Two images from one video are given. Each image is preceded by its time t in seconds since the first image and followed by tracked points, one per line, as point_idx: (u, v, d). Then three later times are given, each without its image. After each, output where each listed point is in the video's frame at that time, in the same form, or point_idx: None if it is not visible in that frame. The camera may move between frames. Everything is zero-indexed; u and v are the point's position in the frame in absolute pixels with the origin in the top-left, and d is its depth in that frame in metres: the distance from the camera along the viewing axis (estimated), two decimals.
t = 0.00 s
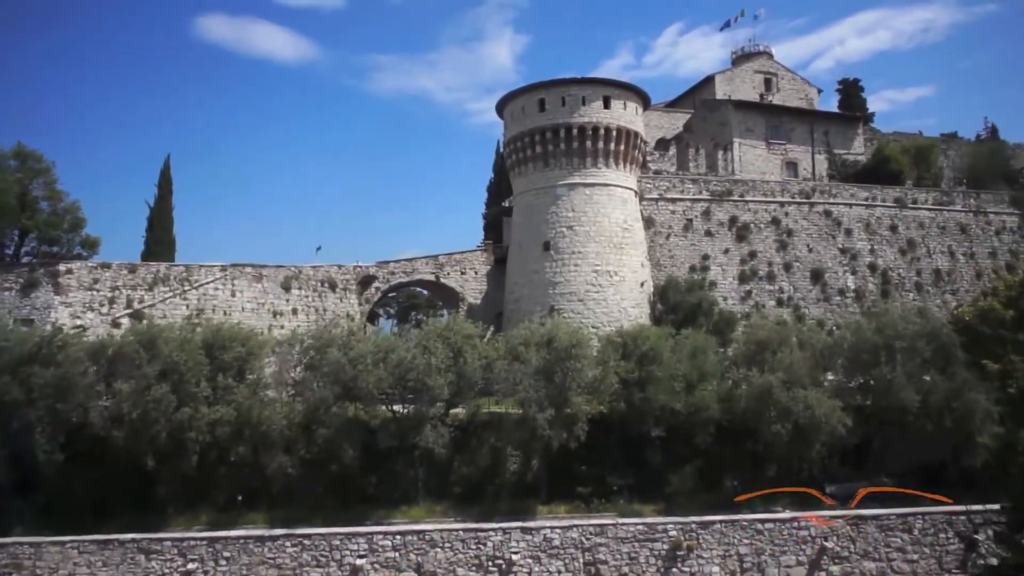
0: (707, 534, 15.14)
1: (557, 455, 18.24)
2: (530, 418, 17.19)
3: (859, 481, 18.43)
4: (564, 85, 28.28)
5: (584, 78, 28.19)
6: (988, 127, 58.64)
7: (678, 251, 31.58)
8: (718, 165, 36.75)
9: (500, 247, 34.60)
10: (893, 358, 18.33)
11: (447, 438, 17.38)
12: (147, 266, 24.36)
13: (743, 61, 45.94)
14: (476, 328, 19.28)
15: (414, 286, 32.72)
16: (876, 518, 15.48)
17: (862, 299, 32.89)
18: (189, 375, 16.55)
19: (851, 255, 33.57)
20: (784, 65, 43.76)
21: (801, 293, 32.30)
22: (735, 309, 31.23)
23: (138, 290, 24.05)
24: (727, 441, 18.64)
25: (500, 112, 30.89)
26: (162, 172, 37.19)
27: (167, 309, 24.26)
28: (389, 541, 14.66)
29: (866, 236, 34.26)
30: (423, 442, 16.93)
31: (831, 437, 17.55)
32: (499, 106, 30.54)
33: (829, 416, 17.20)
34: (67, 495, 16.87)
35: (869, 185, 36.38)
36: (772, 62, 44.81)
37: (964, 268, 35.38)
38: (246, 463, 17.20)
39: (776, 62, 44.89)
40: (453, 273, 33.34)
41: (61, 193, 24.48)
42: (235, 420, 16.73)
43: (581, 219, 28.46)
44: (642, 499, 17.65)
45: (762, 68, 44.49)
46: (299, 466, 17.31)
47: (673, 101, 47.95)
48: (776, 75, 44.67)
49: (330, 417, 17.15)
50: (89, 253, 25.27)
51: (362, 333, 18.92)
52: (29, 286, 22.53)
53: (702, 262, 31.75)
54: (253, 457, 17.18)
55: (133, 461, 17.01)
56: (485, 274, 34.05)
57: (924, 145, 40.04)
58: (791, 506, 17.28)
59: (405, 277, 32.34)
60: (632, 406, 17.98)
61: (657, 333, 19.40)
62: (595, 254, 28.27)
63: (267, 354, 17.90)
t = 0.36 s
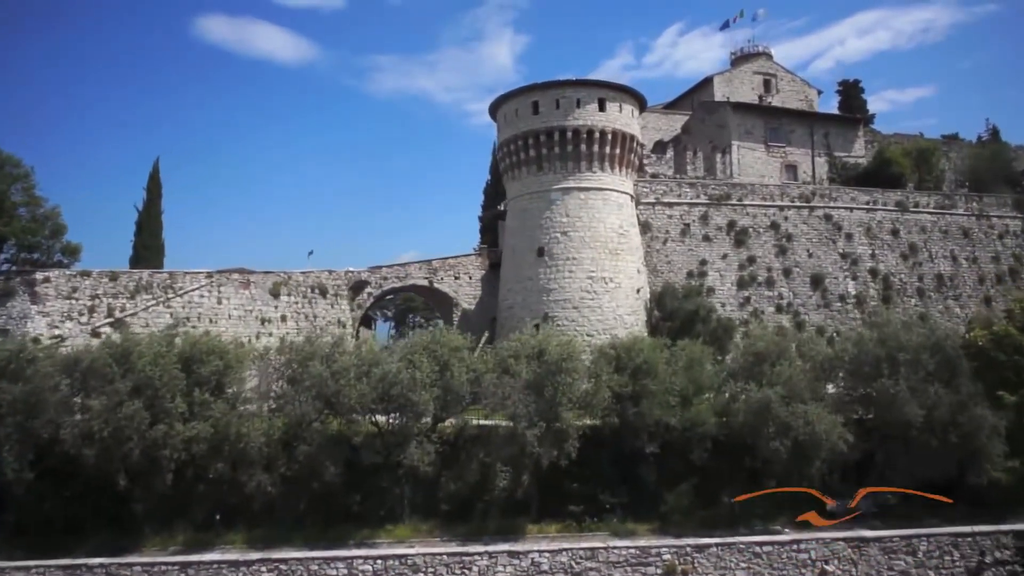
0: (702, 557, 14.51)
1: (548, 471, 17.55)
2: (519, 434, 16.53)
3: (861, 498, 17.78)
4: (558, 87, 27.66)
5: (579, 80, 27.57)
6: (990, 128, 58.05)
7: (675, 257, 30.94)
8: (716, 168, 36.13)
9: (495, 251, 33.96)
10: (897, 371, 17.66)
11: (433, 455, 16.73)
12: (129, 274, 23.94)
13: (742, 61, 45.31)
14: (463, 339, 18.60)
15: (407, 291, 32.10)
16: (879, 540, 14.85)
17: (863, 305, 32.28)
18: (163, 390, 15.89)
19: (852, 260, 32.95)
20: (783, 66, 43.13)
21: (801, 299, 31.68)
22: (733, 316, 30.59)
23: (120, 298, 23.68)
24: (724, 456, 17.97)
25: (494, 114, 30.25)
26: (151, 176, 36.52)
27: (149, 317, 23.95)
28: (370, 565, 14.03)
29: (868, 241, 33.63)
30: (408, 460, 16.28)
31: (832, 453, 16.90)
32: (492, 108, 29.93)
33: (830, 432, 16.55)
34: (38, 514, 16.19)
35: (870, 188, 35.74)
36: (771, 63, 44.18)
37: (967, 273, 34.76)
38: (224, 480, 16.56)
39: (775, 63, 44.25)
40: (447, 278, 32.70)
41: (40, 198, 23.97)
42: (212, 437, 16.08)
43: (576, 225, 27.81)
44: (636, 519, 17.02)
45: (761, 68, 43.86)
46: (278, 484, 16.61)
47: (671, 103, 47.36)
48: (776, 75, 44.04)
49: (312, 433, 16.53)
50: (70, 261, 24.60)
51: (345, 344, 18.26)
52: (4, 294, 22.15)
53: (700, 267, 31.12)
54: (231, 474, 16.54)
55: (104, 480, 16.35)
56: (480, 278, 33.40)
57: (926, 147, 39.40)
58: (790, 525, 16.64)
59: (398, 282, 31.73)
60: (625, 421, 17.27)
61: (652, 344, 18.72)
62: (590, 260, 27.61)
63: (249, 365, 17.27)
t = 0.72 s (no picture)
0: None
1: (538, 489, 16.76)
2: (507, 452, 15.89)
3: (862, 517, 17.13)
4: (551, 89, 27.02)
5: (573, 82, 26.92)
6: (990, 129, 57.48)
7: (672, 263, 30.29)
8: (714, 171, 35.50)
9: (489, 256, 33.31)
10: (899, 387, 17.01)
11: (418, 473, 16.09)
12: (108, 282, 23.60)
13: (741, 63, 44.68)
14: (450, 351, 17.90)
15: (399, 296, 31.47)
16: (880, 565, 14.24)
17: (863, 311, 31.67)
18: (135, 408, 15.25)
19: (852, 265, 32.32)
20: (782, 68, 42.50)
21: (800, 306, 31.05)
22: (731, 323, 29.97)
23: (101, 308, 23.35)
24: (721, 474, 17.29)
25: (486, 118, 29.62)
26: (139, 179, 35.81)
27: (130, 327, 23.67)
28: None
29: (868, 245, 32.99)
30: (391, 480, 15.65)
31: (832, 472, 16.27)
32: (484, 111, 29.33)
33: (830, 451, 15.92)
34: (5, 537, 15.51)
35: (871, 192, 35.09)
36: (770, 64, 43.55)
37: (969, 278, 34.12)
38: (200, 500, 15.91)
39: (774, 65, 43.62)
40: (440, 283, 32.06)
41: (17, 204, 23.49)
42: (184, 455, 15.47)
43: (569, 230, 27.15)
44: (628, 540, 16.47)
45: (760, 70, 43.24)
46: (257, 504, 15.96)
47: (669, 105, 46.73)
48: (774, 77, 43.42)
49: (292, 452, 15.91)
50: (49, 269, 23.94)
51: (328, 357, 17.60)
52: None
53: (697, 274, 30.45)
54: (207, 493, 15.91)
55: (74, 500, 15.69)
56: (473, 284, 32.74)
57: (927, 151, 38.76)
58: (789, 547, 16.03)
59: (391, 287, 31.11)
60: (617, 438, 16.61)
61: (646, 357, 18.04)
62: (584, 267, 26.95)
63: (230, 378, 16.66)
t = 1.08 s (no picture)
0: None
1: (526, 510, 16.08)
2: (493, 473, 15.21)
3: (864, 539, 16.47)
4: (544, 92, 26.35)
5: (566, 84, 26.25)
6: (992, 131, 56.84)
7: (668, 269, 29.61)
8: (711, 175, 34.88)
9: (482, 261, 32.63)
10: (902, 404, 16.35)
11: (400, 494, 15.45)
12: (84, 291, 23.99)
13: (740, 64, 44.03)
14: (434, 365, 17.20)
15: (391, 302, 30.81)
16: None
17: (864, 318, 31.03)
18: (102, 428, 14.61)
19: (852, 271, 31.67)
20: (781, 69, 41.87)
21: (799, 313, 30.40)
22: (728, 331, 29.33)
23: (78, 317, 23.80)
24: (717, 493, 16.63)
25: (478, 121, 28.96)
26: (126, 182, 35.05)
27: (109, 335, 24.12)
28: None
29: (869, 250, 32.33)
30: (371, 502, 14.98)
31: (832, 493, 15.62)
32: (476, 114, 28.66)
33: (830, 472, 15.26)
34: None
35: (872, 196, 34.41)
36: (769, 65, 42.89)
37: (971, 284, 33.45)
38: (172, 522, 15.23)
39: (773, 66, 42.96)
40: (432, 289, 31.39)
41: None
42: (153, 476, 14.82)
43: (562, 237, 26.46)
44: (620, 563, 15.82)
45: (758, 71, 42.60)
46: (232, 527, 15.30)
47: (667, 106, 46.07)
48: (773, 79, 42.79)
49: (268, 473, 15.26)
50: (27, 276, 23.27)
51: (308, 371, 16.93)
52: None
53: (694, 280, 29.77)
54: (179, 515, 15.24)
55: (39, 523, 15.01)
56: (467, 289, 32.06)
57: (929, 154, 38.09)
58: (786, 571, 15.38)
59: (382, 293, 30.44)
60: (608, 457, 15.94)
61: (639, 371, 17.35)
62: (578, 274, 26.27)
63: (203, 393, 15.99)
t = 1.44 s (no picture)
0: None
1: (511, 533, 15.38)
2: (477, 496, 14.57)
3: (865, 562, 15.80)
4: (536, 94, 25.68)
5: (559, 87, 25.59)
6: (993, 132, 56.16)
7: (664, 276, 28.92)
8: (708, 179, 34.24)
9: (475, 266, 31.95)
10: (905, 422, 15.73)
11: (379, 517, 14.75)
12: (61, 300, 23.32)
13: (738, 65, 43.36)
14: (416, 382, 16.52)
15: (382, 308, 30.17)
16: None
17: (864, 326, 30.39)
18: (65, 450, 13.94)
19: (852, 277, 30.99)
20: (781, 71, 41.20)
21: (798, 320, 29.72)
22: (726, 339, 28.66)
23: (54, 328, 23.20)
24: (712, 515, 15.92)
25: (470, 124, 28.27)
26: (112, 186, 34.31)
27: (86, 346, 23.52)
28: None
29: (869, 256, 31.64)
30: (348, 527, 14.29)
31: (831, 516, 15.03)
32: (467, 117, 27.98)
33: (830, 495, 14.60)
34: None
35: (873, 200, 33.72)
36: (768, 66, 42.20)
37: (974, 290, 32.76)
38: (140, 547, 14.54)
39: (772, 67, 42.28)
40: (425, 294, 30.71)
41: None
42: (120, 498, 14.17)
43: (554, 243, 25.78)
44: None
45: (757, 73, 41.92)
46: (203, 552, 14.60)
47: (664, 107, 45.40)
48: (772, 80, 42.13)
49: (242, 495, 14.61)
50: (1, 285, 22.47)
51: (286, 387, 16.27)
52: None
53: (691, 287, 29.08)
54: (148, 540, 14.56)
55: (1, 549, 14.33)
56: (459, 295, 31.39)
57: (930, 157, 37.40)
58: None
59: (373, 299, 29.78)
60: (598, 478, 15.29)
61: (630, 387, 16.68)
62: (570, 281, 25.57)
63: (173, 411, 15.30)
